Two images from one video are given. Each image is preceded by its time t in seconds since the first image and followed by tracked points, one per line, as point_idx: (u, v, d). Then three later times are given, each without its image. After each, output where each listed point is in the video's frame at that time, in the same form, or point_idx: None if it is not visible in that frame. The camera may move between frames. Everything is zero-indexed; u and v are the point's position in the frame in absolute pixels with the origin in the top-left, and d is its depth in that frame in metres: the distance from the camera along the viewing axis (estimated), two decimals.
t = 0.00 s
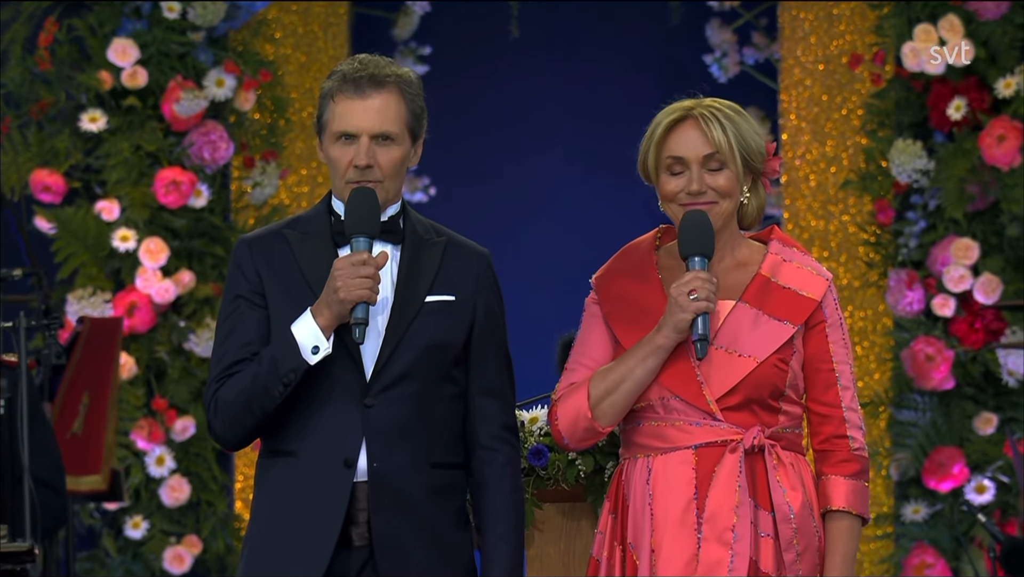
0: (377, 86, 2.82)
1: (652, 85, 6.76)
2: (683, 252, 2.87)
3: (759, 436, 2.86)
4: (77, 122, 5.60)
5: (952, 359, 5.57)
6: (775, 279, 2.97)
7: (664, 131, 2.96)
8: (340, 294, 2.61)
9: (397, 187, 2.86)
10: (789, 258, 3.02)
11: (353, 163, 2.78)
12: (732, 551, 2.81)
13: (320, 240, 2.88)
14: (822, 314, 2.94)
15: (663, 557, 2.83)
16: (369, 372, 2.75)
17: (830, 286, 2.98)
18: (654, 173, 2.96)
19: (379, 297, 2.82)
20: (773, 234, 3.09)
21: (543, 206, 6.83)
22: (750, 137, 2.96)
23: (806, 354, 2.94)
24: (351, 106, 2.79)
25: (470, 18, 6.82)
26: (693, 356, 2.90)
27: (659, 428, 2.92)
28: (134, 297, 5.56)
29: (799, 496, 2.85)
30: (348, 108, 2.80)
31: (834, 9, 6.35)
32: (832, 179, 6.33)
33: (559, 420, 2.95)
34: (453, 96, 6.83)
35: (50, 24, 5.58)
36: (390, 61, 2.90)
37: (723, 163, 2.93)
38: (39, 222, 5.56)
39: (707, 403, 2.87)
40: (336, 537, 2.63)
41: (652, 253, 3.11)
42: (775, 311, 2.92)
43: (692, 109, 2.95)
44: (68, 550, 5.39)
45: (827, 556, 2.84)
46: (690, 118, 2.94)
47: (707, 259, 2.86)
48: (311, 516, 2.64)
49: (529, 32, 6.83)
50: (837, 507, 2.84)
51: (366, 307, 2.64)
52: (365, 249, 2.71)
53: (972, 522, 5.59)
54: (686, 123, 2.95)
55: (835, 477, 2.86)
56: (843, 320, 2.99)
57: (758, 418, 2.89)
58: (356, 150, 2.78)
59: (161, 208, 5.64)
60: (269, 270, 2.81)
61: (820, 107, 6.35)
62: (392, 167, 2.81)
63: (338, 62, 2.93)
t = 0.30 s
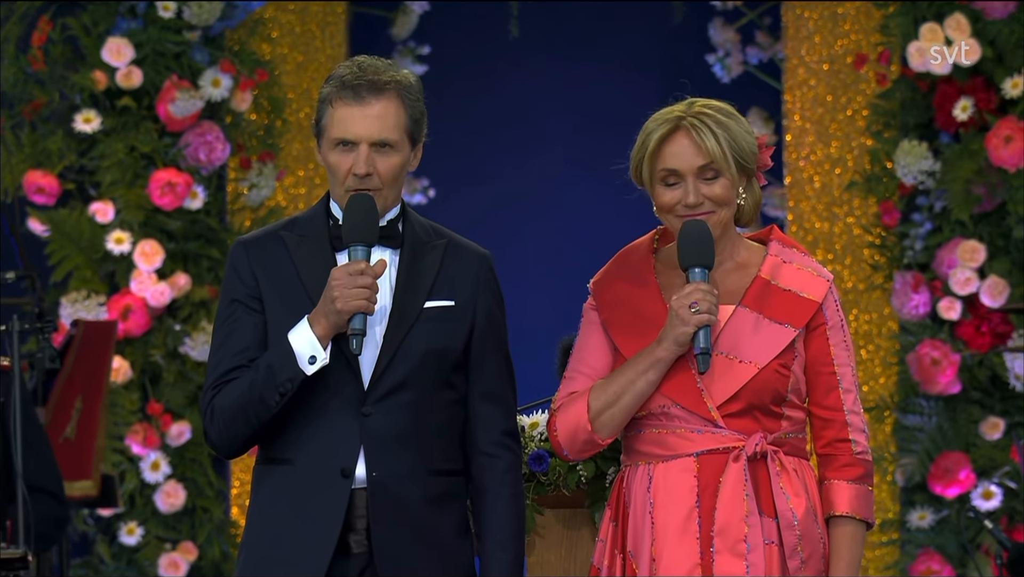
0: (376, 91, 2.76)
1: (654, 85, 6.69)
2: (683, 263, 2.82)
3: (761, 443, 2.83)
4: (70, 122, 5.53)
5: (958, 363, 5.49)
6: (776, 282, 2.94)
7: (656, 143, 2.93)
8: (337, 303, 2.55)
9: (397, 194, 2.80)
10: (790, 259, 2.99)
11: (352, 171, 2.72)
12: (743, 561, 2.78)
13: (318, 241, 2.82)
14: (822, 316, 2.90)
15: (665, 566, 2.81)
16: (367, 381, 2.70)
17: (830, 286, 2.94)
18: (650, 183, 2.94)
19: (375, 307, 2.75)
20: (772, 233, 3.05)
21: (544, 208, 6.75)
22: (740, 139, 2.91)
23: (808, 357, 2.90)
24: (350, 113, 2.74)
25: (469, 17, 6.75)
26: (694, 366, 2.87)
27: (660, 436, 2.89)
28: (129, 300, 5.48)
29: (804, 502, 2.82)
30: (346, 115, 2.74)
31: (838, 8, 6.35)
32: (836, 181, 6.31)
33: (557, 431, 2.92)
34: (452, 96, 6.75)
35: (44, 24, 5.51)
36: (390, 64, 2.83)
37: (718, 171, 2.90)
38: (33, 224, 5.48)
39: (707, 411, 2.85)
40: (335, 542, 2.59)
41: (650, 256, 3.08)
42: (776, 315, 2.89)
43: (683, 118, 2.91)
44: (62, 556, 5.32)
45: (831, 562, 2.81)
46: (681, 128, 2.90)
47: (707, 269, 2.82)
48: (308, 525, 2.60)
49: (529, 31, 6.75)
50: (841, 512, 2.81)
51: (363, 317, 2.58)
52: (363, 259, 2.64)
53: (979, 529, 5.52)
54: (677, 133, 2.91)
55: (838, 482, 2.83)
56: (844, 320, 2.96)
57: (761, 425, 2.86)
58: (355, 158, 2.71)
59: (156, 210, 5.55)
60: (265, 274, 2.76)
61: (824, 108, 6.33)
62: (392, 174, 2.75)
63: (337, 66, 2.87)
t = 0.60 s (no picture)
0: (376, 88, 2.87)
1: (658, 85, 6.59)
2: (683, 256, 2.92)
3: (766, 448, 2.90)
4: (64, 122, 5.44)
5: (967, 366, 5.39)
6: (780, 284, 3.02)
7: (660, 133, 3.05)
8: (336, 306, 2.65)
9: (397, 192, 2.90)
10: (793, 261, 3.07)
11: (353, 168, 2.82)
12: (748, 568, 2.84)
13: (315, 243, 2.94)
14: (827, 319, 2.98)
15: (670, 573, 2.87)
16: (366, 384, 2.81)
17: (835, 288, 3.03)
18: (652, 176, 3.05)
19: (376, 311, 2.88)
20: (775, 236, 3.16)
21: (545, 210, 6.66)
22: (746, 137, 3.03)
23: (812, 360, 2.98)
24: (351, 109, 2.84)
25: (470, 15, 6.66)
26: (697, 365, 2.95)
27: (663, 441, 2.96)
28: (123, 303, 5.39)
29: (809, 507, 2.89)
30: (347, 111, 2.84)
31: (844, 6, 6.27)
32: (843, 181, 6.25)
33: (561, 435, 2.99)
34: (452, 96, 6.67)
35: (37, 22, 5.43)
36: (390, 62, 2.94)
37: (720, 163, 3.01)
38: (26, 225, 5.39)
39: (711, 415, 2.92)
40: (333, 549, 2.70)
41: (650, 258, 3.17)
42: (780, 317, 2.97)
43: (687, 110, 3.03)
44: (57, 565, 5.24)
45: (836, 567, 2.89)
46: (685, 119, 3.03)
47: (707, 261, 2.92)
48: (308, 530, 2.71)
49: (530, 29, 6.66)
50: (846, 518, 2.90)
51: (362, 320, 2.68)
52: (363, 261, 2.73)
53: (987, 535, 5.42)
54: (682, 124, 3.03)
55: (843, 487, 2.92)
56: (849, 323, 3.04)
57: (765, 428, 2.94)
58: (356, 154, 2.82)
59: (151, 211, 5.46)
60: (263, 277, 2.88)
61: (830, 107, 6.27)
62: (392, 171, 2.85)
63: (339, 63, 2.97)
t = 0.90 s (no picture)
0: (379, 76, 2.84)
1: (660, 84, 6.52)
2: (683, 258, 2.87)
3: (767, 451, 2.85)
4: (58, 122, 5.37)
5: (974, 370, 5.31)
6: (782, 286, 2.98)
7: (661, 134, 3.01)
8: (337, 300, 2.62)
9: (398, 183, 2.85)
10: (795, 264, 3.03)
11: (353, 153, 2.78)
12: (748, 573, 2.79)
13: (315, 241, 2.89)
14: (830, 322, 2.94)
15: None
16: (366, 383, 2.76)
17: (838, 291, 2.99)
18: (654, 178, 3.00)
19: (376, 305, 2.82)
20: (777, 239, 3.12)
21: (546, 210, 6.59)
22: (748, 135, 2.99)
23: (814, 364, 2.94)
24: (353, 95, 2.81)
25: (470, 14, 6.59)
26: (698, 368, 2.90)
27: (664, 444, 2.92)
28: (118, 305, 5.32)
29: (811, 512, 2.84)
30: (349, 97, 2.81)
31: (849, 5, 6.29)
32: (848, 182, 6.25)
33: (560, 438, 2.94)
34: (451, 96, 6.60)
35: (31, 21, 5.36)
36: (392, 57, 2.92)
37: (722, 165, 2.97)
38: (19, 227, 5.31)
39: (713, 418, 2.87)
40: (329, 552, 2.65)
41: (653, 259, 3.12)
42: (782, 319, 2.93)
43: (688, 105, 3.00)
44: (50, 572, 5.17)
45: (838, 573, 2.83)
46: (687, 120, 2.98)
47: (708, 264, 2.86)
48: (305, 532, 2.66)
49: (530, 28, 6.58)
50: (848, 523, 2.85)
51: (363, 314, 2.64)
52: (364, 254, 2.70)
53: (993, 541, 5.35)
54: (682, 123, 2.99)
55: (846, 492, 2.86)
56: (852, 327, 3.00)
57: (767, 432, 2.89)
58: (357, 140, 2.78)
59: (146, 213, 5.39)
60: (261, 274, 2.83)
61: (835, 107, 6.28)
62: (394, 160, 2.80)
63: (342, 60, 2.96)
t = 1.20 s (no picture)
0: (379, 81, 2.77)
1: (663, 84, 6.44)
2: (685, 258, 2.79)
3: (771, 455, 2.80)
4: (51, 123, 5.28)
5: (982, 374, 5.23)
6: (786, 288, 2.92)
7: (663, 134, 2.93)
8: (335, 303, 2.54)
9: (399, 189, 2.78)
10: (800, 265, 2.97)
11: (353, 161, 2.71)
12: None
13: (312, 243, 2.82)
14: (835, 324, 2.89)
15: None
16: (364, 388, 2.69)
17: (843, 293, 2.93)
18: (656, 178, 2.93)
19: (375, 309, 2.75)
20: (781, 240, 3.05)
21: (547, 211, 6.50)
22: (753, 136, 2.91)
23: (819, 367, 2.88)
24: (352, 102, 2.74)
25: (470, 12, 6.52)
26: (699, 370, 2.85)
27: (666, 449, 2.86)
28: (112, 309, 5.22)
29: (815, 518, 2.79)
30: (348, 104, 2.74)
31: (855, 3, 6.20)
32: (854, 184, 6.18)
33: (559, 442, 2.87)
34: (451, 96, 6.52)
35: (23, 19, 5.27)
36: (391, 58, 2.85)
37: (725, 165, 2.88)
38: (11, 229, 5.22)
39: (715, 422, 2.82)
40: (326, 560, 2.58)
41: (656, 262, 3.04)
42: (786, 322, 2.87)
43: (693, 106, 2.92)
44: None
45: None
46: (690, 119, 2.90)
47: (710, 264, 2.78)
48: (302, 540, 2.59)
49: (531, 26, 6.51)
50: (853, 529, 2.80)
51: (362, 318, 2.57)
52: (361, 256, 2.66)
53: (1002, 549, 5.26)
54: (686, 123, 2.91)
55: (850, 497, 2.81)
56: (857, 330, 2.94)
57: (770, 437, 2.83)
58: (357, 148, 2.71)
59: (141, 215, 5.30)
60: (257, 276, 2.75)
61: (841, 108, 6.18)
62: (394, 167, 2.74)
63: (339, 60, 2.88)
